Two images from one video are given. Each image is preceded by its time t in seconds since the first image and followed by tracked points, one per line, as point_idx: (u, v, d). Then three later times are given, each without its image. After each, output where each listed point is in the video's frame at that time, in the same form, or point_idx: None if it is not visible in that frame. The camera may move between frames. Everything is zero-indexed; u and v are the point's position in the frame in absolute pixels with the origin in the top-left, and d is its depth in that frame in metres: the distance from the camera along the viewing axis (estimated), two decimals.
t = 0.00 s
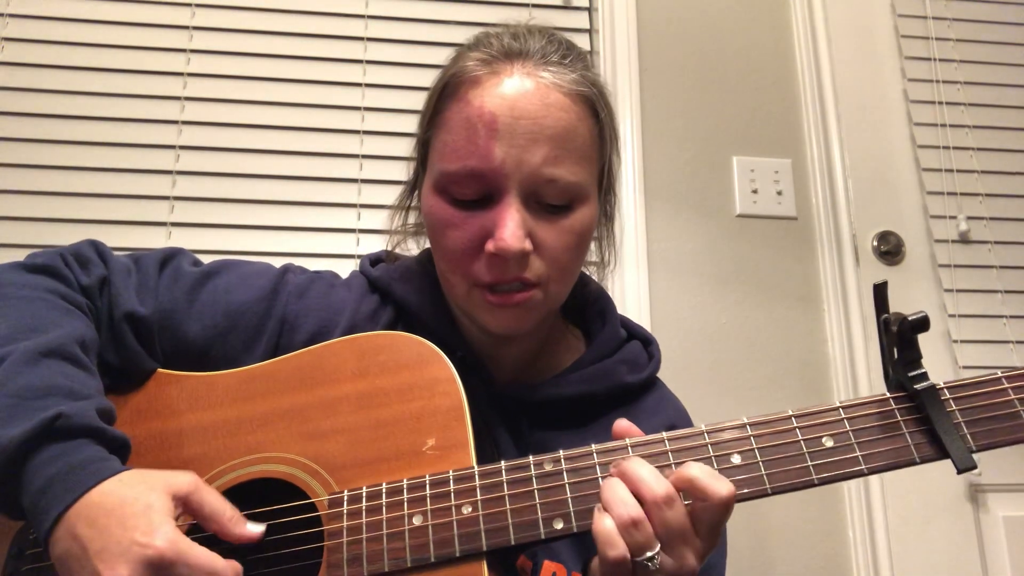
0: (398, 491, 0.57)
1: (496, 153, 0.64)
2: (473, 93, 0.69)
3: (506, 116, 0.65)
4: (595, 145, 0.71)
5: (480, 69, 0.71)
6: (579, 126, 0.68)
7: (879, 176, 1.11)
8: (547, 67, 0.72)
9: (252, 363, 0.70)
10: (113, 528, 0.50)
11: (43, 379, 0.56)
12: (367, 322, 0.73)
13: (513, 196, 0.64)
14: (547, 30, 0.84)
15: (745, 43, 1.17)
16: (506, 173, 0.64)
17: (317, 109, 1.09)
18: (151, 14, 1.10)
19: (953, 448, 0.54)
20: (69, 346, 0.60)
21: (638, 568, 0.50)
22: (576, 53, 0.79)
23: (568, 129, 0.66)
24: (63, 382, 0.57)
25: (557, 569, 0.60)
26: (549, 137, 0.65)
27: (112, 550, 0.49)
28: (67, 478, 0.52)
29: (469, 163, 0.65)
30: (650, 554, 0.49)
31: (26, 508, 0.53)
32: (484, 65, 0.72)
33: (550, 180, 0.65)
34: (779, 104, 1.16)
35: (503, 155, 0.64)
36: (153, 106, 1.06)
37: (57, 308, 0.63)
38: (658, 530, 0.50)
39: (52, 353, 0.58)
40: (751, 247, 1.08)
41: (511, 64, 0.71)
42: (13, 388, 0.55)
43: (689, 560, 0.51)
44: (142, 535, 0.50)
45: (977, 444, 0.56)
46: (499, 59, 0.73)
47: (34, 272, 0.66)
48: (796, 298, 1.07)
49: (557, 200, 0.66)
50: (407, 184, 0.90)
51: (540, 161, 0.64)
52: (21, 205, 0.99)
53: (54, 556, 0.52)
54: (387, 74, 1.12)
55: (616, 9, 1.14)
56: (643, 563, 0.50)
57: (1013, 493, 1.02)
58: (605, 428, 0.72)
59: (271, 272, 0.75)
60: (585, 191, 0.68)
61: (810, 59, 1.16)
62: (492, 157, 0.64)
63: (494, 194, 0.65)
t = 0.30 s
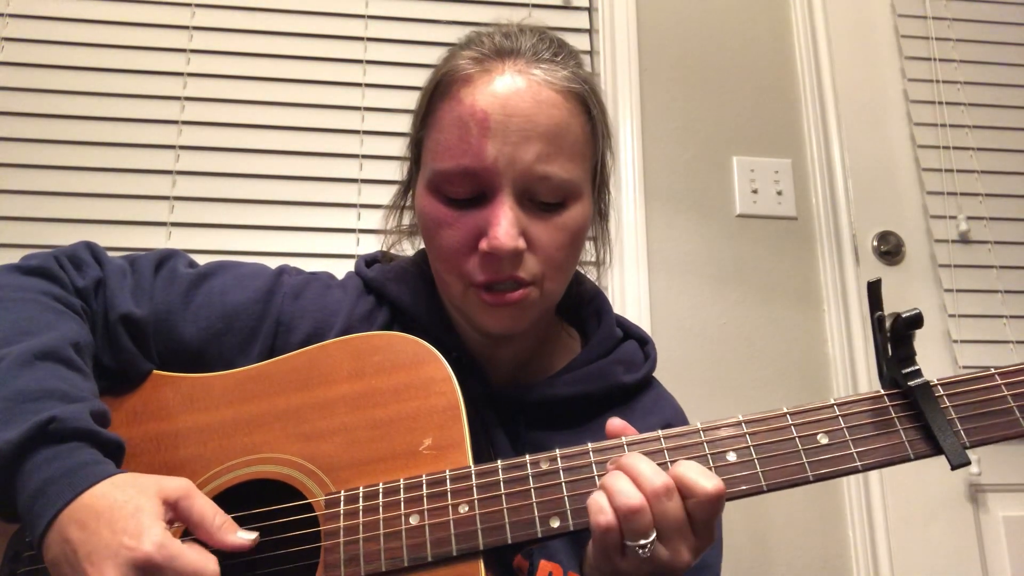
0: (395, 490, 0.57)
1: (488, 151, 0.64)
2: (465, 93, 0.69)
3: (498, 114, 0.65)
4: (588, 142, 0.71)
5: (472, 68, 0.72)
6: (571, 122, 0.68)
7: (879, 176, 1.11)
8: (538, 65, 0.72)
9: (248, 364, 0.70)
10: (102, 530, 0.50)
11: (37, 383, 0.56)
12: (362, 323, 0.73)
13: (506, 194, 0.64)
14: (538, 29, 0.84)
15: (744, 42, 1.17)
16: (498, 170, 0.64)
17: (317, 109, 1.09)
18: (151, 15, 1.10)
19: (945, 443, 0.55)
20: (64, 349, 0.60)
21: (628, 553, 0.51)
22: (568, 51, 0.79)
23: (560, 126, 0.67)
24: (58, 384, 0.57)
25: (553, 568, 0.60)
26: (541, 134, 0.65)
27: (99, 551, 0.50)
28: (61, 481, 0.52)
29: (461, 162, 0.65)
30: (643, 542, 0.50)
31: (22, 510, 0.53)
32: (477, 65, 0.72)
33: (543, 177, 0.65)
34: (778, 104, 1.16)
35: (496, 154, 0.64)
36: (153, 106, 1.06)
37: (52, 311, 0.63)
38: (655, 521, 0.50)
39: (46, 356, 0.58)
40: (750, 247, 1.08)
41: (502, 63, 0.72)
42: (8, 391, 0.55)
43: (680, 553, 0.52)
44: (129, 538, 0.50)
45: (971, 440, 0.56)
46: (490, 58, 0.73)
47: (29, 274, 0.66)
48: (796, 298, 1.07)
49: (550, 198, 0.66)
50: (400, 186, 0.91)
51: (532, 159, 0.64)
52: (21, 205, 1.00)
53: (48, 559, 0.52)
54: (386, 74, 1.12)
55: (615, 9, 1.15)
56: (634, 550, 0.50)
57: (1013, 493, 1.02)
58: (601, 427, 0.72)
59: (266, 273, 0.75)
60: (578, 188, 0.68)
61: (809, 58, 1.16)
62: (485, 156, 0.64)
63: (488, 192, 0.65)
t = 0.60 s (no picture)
0: (394, 491, 0.57)
1: (485, 146, 0.64)
2: (461, 89, 0.69)
3: (494, 109, 0.66)
4: (584, 137, 0.71)
5: (468, 65, 0.72)
6: (567, 117, 0.68)
7: (879, 176, 1.11)
8: (534, 61, 0.72)
9: (247, 365, 0.70)
10: (105, 529, 0.50)
11: (38, 383, 0.56)
12: (362, 324, 0.73)
13: (504, 189, 0.64)
14: (535, 27, 0.84)
15: (743, 42, 1.17)
16: (495, 166, 0.64)
17: (317, 110, 1.09)
18: (151, 15, 1.10)
19: (943, 444, 0.55)
20: (63, 349, 0.60)
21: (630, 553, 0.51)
22: (564, 48, 0.79)
23: (556, 121, 0.67)
24: (57, 385, 0.57)
25: (551, 569, 0.60)
26: (538, 129, 0.65)
27: (102, 550, 0.49)
28: (63, 482, 0.52)
29: (458, 157, 0.65)
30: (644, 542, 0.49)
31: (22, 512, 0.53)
32: (474, 62, 0.72)
33: (540, 172, 0.65)
34: (778, 103, 1.15)
35: (493, 148, 0.64)
36: (153, 106, 1.06)
37: (51, 311, 0.63)
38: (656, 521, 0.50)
39: (45, 356, 0.58)
40: (750, 247, 1.08)
41: (498, 59, 0.72)
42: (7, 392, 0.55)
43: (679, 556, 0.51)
44: (132, 537, 0.50)
45: (969, 441, 0.56)
46: (486, 54, 0.73)
47: (28, 275, 0.66)
48: (796, 299, 1.07)
49: (548, 192, 0.66)
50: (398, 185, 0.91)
51: (529, 153, 0.64)
52: (21, 205, 1.00)
53: (50, 559, 0.52)
54: (386, 74, 1.12)
55: (615, 8, 1.15)
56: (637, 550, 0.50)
57: (1013, 494, 1.02)
58: (601, 427, 0.72)
59: (265, 273, 0.75)
60: (576, 183, 0.68)
61: (809, 58, 1.16)
62: (481, 151, 0.64)
63: (485, 187, 0.65)
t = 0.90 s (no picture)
0: (395, 492, 0.57)
1: (484, 146, 0.64)
2: (461, 89, 0.69)
3: (494, 109, 0.66)
4: (583, 137, 0.71)
5: (468, 65, 0.72)
6: (566, 116, 0.68)
7: (879, 176, 1.11)
8: (534, 62, 0.72)
9: (248, 365, 0.70)
10: (103, 528, 0.50)
11: (39, 383, 0.56)
12: (362, 325, 0.73)
13: (503, 188, 0.64)
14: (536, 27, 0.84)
15: (744, 42, 1.17)
16: (495, 165, 0.64)
17: (318, 110, 1.09)
18: (151, 14, 1.10)
19: (940, 448, 0.55)
20: (65, 348, 0.60)
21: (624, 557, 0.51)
22: (563, 48, 0.79)
23: (555, 120, 0.67)
24: (59, 384, 0.57)
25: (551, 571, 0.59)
26: (536, 128, 0.65)
27: (101, 549, 0.49)
28: (63, 481, 0.52)
29: (458, 157, 0.65)
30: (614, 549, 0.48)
31: (24, 510, 0.53)
32: (473, 62, 0.72)
33: (539, 171, 0.65)
34: (779, 104, 1.16)
35: (492, 148, 0.64)
36: (153, 106, 1.06)
37: (53, 311, 0.63)
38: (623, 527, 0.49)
39: (48, 356, 0.58)
40: (750, 247, 1.08)
41: (498, 59, 0.72)
42: (10, 391, 0.55)
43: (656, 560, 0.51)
44: (130, 535, 0.50)
45: (966, 445, 0.56)
46: (486, 54, 0.73)
47: (30, 275, 0.66)
48: (796, 299, 1.07)
49: (547, 191, 0.66)
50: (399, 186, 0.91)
51: (528, 153, 0.64)
52: (21, 205, 1.00)
53: (50, 559, 0.52)
54: (386, 74, 1.12)
55: (615, 8, 1.14)
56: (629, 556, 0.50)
57: (1013, 494, 1.02)
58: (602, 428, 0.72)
59: (266, 274, 0.75)
60: (575, 181, 0.68)
61: (810, 58, 1.16)
62: (480, 150, 0.64)
63: (485, 187, 0.65)
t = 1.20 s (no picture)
0: (395, 489, 0.58)
1: (486, 144, 0.65)
2: (462, 88, 0.70)
3: (495, 108, 0.66)
4: (584, 137, 0.71)
5: (470, 65, 0.72)
6: (567, 116, 0.68)
7: (879, 176, 1.11)
8: (535, 62, 0.73)
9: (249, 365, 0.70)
10: (106, 525, 0.50)
11: (42, 382, 0.56)
12: (363, 325, 0.73)
13: (504, 186, 0.64)
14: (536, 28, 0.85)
15: (744, 42, 1.17)
16: (496, 163, 0.64)
17: (318, 110, 1.09)
18: (151, 15, 1.10)
19: (937, 442, 0.55)
20: (68, 348, 0.60)
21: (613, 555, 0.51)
22: (564, 49, 0.79)
23: (557, 119, 0.67)
24: (62, 383, 0.57)
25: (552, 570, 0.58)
26: (538, 127, 0.65)
27: (104, 546, 0.50)
28: (67, 479, 0.52)
29: (459, 155, 0.66)
30: (581, 553, 0.49)
31: (28, 508, 0.53)
32: (474, 62, 0.73)
33: (540, 170, 0.65)
34: (779, 104, 1.16)
35: (493, 147, 0.64)
36: (153, 106, 1.06)
37: (56, 311, 0.63)
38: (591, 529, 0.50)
39: (51, 355, 0.59)
40: (750, 247, 1.08)
41: (499, 59, 0.72)
42: (13, 391, 0.55)
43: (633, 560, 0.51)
44: (133, 533, 0.50)
45: (963, 439, 0.56)
46: (487, 55, 0.73)
47: (33, 275, 0.66)
48: (796, 299, 1.08)
49: (548, 191, 0.66)
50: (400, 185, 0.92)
51: (530, 152, 0.65)
52: (21, 205, 1.00)
53: (53, 556, 0.52)
54: (386, 74, 1.12)
55: (615, 8, 1.15)
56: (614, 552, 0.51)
57: (1013, 493, 1.02)
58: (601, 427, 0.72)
59: (267, 274, 0.76)
60: (576, 180, 0.68)
61: (810, 58, 1.17)
62: (482, 149, 0.65)
63: (486, 185, 0.65)
